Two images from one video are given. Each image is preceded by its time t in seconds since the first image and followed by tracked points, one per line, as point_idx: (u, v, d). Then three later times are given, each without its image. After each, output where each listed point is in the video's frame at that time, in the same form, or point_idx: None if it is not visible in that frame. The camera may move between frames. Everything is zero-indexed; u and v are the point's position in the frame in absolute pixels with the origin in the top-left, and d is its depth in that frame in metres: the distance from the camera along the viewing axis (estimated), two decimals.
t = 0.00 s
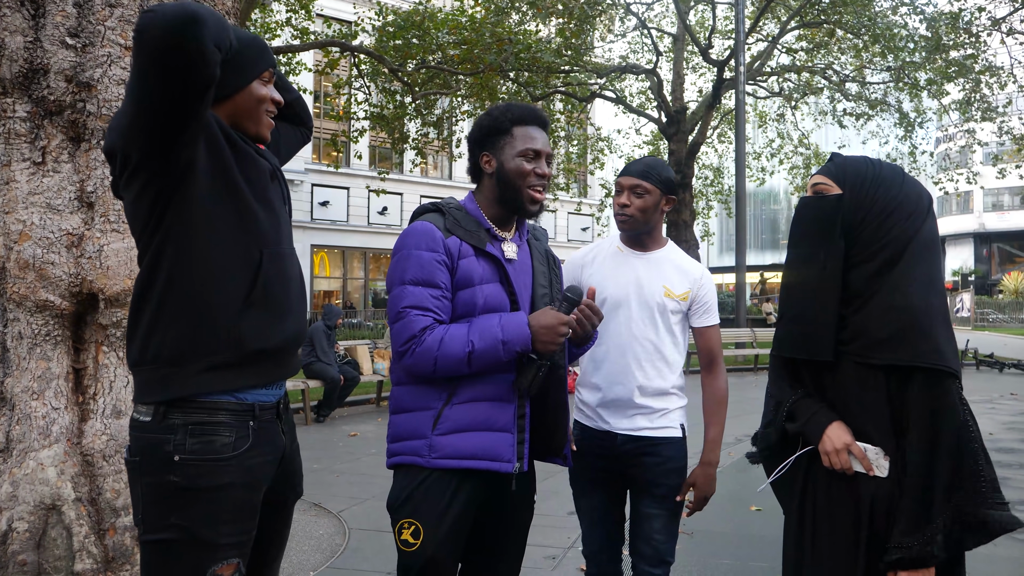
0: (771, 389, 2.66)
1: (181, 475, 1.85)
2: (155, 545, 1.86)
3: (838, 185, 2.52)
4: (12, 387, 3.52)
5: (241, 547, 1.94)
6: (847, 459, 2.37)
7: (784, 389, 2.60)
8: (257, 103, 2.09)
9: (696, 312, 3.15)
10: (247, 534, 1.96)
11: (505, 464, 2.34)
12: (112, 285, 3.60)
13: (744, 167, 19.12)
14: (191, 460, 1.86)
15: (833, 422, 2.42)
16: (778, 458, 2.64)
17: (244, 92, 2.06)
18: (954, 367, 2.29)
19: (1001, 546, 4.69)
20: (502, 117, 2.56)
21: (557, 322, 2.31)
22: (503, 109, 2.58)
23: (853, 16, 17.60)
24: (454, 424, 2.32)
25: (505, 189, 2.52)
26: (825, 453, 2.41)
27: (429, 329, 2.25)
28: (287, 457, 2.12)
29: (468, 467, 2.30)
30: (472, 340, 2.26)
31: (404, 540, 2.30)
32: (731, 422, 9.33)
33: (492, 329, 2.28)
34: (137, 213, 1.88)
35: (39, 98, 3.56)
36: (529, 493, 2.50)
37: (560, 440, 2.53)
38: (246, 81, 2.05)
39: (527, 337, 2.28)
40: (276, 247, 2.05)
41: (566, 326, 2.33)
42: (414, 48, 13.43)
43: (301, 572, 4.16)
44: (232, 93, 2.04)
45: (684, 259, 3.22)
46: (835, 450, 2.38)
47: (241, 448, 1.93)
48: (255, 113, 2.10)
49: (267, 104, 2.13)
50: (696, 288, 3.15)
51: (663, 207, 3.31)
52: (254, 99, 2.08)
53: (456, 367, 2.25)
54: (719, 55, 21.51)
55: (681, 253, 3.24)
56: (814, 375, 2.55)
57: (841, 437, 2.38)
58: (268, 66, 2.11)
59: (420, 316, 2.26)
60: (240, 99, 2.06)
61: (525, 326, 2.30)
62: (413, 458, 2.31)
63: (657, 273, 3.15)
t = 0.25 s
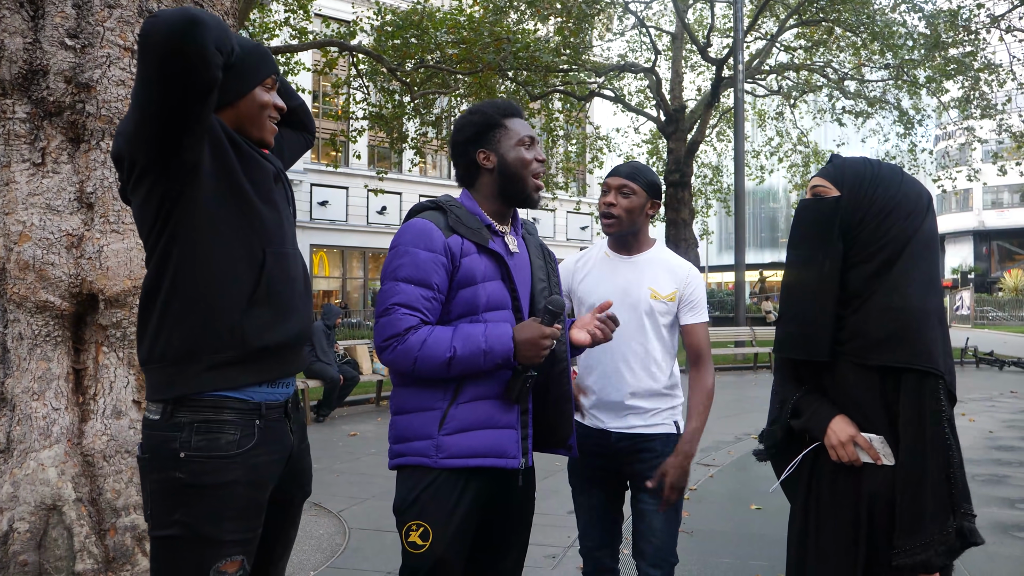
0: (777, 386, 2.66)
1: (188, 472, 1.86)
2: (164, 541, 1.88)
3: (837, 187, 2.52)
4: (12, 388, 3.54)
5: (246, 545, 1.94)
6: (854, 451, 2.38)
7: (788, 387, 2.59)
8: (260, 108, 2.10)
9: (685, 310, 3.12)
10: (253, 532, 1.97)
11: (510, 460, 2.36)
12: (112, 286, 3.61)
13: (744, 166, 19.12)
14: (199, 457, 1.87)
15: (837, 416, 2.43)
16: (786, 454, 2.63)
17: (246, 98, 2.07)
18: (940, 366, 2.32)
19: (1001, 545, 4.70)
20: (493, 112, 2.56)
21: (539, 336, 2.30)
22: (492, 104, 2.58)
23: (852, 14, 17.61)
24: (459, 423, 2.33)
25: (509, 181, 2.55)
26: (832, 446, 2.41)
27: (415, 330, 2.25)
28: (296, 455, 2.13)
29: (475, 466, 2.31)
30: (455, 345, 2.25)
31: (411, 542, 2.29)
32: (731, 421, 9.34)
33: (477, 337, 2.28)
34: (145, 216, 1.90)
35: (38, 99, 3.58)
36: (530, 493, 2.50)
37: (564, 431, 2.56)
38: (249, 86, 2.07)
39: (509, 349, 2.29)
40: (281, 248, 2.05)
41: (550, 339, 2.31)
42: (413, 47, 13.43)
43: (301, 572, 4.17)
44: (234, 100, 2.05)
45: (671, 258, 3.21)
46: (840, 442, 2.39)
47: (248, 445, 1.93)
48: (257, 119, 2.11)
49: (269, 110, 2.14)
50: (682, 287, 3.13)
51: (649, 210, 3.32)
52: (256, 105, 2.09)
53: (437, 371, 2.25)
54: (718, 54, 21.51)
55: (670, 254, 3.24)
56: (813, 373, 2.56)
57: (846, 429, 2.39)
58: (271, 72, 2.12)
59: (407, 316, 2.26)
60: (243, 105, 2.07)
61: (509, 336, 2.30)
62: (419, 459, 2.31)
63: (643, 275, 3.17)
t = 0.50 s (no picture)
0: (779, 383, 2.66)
1: (196, 469, 1.86)
2: (173, 538, 1.88)
3: (837, 188, 2.52)
4: (12, 389, 3.54)
5: (254, 542, 1.94)
6: (850, 448, 2.38)
7: (790, 383, 2.59)
8: (262, 112, 2.10)
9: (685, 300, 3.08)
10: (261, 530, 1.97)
11: (513, 457, 2.37)
12: (111, 287, 3.61)
13: (743, 164, 19.12)
14: (207, 454, 1.87)
15: (833, 413, 2.43)
16: (786, 452, 2.63)
17: (247, 103, 2.07)
18: (937, 364, 2.32)
19: (1001, 542, 4.70)
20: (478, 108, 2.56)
21: (537, 333, 2.32)
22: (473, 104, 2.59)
23: (851, 13, 17.62)
24: (461, 423, 2.33)
25: (505, 181, 2.55)
26: (828, 444, 2.41)
27: (412, 327, 2.25)
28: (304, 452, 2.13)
29: (478, 464, 2.31)
30: (452, 343, 2.25)
31: (413, 543, 2.29)
32: (731, 419, 9.34)
33: (474, 336, 2.28)
34: (151, 220, 1.91)
35: (37, 100, 3.59)
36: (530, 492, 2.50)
37: (565, 426, 2.56)
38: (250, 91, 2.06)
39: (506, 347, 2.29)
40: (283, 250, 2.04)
41: (547, 338, 2.33)
42: (412, 47, 13.43)
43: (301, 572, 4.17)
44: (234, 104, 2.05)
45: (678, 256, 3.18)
46: (837, 439, 2.39)
47: (255, 442, 1.93)
48: (259, 122, 2.10)
49: (272, 114, 2.13)
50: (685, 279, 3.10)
51: (661, 207, 3.26)
52: (258, 109, 2.09)
53: (434, 368, 2.24)
54: (717, 52, 21.50)
55: (678, 249, 3.21)
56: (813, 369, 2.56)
57: (841, 426, 2.39)
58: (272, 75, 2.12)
59: (404, 313, 2.25)
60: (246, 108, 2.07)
61: (506, 333, 2.31)
62: (422, 458, 2.30)
63: (648, 272, 3.16)
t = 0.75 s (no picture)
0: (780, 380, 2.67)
1: (196, 466, 1.86)
2: (175, 536, 1.88)
3: (837, 191, 2.51)
4: (13, 388, 3.55)
5: (257, 538, 1.95)
6: (850, 445, 2.37)
7: (792, 380, 2.60)
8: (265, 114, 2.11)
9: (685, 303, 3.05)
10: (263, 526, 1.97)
11: (512, 455, 2.38)
12: (111, 287, 3.61)
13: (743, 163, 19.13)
14: (207, 451, 1.87)
15: (833, 411, 2.43)
16: (786, 448, 2.63)
17: (250, 105, 2.07)
18: (941, 361, 2.31)
19: (1000, 541, 4.70)
20: (466, 109, 2.53)
21: (534, 310, 2.34)
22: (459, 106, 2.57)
23: (851, 12, 17.63)
24: (460, 422, 2.32)
25: (503, 187, 2.55)
26: (827, 441, 2.41)
27: (412, 329, 2.25)
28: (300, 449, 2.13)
29: (477, 462, 2.31)
30: (453, 336, 2.26)
31: (411, 542, 2.29)
32: (731, 418, 9.34)
33: (473, 324, 2.29)
34: (155, 224, 1.91)
35: (37, 100, 3.59)
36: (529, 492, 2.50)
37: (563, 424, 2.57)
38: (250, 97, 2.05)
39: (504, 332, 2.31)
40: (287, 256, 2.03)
41: (544, 312, 2.35)
42: (411, 46, 13.42)
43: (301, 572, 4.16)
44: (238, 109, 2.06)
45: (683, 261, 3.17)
46: (836, 437, 2.39)
47: (254, 439, 1.93)
48: (262, 124, 2.11)
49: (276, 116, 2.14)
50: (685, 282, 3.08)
51: (671, 210, 3.23)
52: (262, 112, 2.10)
53: (438, 364, 2.25)
54: (716, 51, 21.50)
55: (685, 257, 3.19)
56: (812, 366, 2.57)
57: (840, 424, 2.39)
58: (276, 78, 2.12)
59: (403, 316, 2.25)
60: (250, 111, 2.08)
61: (503, 319, 2.32)
62: (420, 459, 2.31)
63: (649, 276, 3.16)
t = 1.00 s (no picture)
0: (780, 377, 2.65)
1: (190, 463, 1.90)
2: (173, 533, 1.91)
3: (829, 195, 2.51)
4: (14, 388, 3.55)
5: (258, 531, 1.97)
6: (856, 443, 2.37)
7: (792, 378, 2.58)
8: (276, 118, 2.15)
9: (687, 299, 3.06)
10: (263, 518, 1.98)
11: (506, 454, 2.38)
12: (112, 287, 3.61)
13: (744, 162, 19.12)
14: (198, 448, 1.90)
15: (839, 408, 2.41)
16: (785, 447, 2.63)
17: (261, 109, 2.13)
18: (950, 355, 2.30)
19: (1000, 539, 4.70)
20: (456, 109, 2.52)
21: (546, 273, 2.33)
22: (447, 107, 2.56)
23: (851, 11, 17.63)
24: (453, 421, 2.32)
25: (495, 188, 2.53)
26: (833, 439, 2.39)
27: (435, 323, 2.24)
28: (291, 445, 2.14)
29: (471, 461, 2.31)
30: (477, 316, 2.25)
31: (400, 539, 2.30)
32: (731, 417, 9.33)
33: (492, 299, 2.26)
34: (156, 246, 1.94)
35: (38, 100, 3.60)
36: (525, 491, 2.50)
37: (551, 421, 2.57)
38: (260, 97, 2.10)
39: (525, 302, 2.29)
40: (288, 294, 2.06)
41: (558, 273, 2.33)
42: (412, 45, 13.42)
43: (302, 572, 4.16)
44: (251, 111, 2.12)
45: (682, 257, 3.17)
46: (843, 434, 2.37)
47: (244, 434, 1.96)
48: (271, 127, 2.16)
49: (288, 119, 2.17)
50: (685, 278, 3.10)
51: (670, 210, 3.24)
52: (272, 115, 2.14)
53: (470, 345, 2.23)
54: (717, 50, 21.49)
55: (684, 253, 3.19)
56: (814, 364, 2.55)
57: (848, 421, 2.37)
58: (288, 81, 2.15)
59: (425, 314, 2.24)
60: (257, 117, 2.13)
61: (521, 285, 2.29)
62: (416, 458, 2.30)
63: (651, 272, 3.15)
